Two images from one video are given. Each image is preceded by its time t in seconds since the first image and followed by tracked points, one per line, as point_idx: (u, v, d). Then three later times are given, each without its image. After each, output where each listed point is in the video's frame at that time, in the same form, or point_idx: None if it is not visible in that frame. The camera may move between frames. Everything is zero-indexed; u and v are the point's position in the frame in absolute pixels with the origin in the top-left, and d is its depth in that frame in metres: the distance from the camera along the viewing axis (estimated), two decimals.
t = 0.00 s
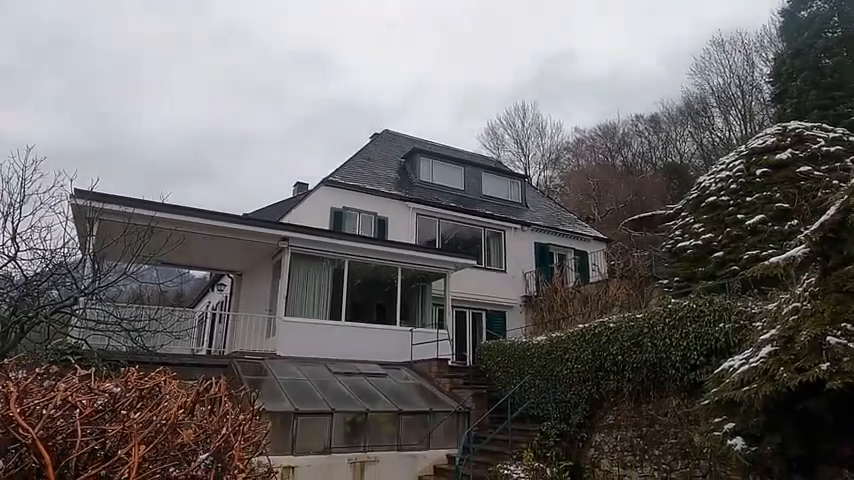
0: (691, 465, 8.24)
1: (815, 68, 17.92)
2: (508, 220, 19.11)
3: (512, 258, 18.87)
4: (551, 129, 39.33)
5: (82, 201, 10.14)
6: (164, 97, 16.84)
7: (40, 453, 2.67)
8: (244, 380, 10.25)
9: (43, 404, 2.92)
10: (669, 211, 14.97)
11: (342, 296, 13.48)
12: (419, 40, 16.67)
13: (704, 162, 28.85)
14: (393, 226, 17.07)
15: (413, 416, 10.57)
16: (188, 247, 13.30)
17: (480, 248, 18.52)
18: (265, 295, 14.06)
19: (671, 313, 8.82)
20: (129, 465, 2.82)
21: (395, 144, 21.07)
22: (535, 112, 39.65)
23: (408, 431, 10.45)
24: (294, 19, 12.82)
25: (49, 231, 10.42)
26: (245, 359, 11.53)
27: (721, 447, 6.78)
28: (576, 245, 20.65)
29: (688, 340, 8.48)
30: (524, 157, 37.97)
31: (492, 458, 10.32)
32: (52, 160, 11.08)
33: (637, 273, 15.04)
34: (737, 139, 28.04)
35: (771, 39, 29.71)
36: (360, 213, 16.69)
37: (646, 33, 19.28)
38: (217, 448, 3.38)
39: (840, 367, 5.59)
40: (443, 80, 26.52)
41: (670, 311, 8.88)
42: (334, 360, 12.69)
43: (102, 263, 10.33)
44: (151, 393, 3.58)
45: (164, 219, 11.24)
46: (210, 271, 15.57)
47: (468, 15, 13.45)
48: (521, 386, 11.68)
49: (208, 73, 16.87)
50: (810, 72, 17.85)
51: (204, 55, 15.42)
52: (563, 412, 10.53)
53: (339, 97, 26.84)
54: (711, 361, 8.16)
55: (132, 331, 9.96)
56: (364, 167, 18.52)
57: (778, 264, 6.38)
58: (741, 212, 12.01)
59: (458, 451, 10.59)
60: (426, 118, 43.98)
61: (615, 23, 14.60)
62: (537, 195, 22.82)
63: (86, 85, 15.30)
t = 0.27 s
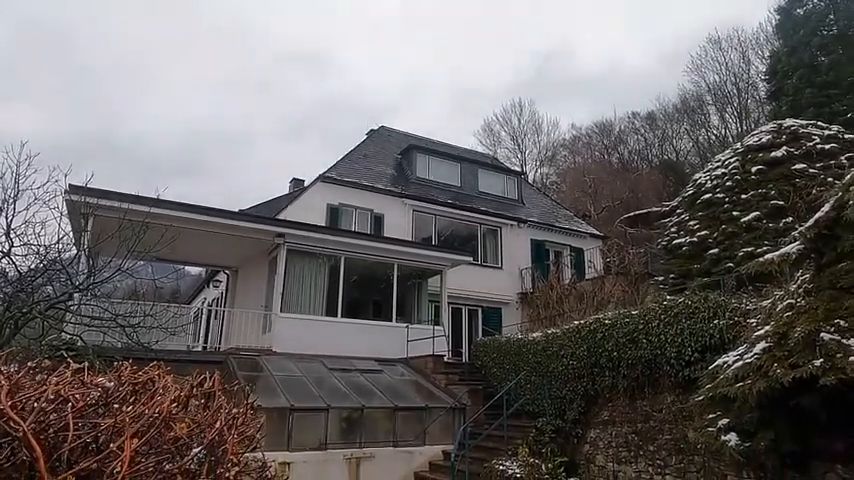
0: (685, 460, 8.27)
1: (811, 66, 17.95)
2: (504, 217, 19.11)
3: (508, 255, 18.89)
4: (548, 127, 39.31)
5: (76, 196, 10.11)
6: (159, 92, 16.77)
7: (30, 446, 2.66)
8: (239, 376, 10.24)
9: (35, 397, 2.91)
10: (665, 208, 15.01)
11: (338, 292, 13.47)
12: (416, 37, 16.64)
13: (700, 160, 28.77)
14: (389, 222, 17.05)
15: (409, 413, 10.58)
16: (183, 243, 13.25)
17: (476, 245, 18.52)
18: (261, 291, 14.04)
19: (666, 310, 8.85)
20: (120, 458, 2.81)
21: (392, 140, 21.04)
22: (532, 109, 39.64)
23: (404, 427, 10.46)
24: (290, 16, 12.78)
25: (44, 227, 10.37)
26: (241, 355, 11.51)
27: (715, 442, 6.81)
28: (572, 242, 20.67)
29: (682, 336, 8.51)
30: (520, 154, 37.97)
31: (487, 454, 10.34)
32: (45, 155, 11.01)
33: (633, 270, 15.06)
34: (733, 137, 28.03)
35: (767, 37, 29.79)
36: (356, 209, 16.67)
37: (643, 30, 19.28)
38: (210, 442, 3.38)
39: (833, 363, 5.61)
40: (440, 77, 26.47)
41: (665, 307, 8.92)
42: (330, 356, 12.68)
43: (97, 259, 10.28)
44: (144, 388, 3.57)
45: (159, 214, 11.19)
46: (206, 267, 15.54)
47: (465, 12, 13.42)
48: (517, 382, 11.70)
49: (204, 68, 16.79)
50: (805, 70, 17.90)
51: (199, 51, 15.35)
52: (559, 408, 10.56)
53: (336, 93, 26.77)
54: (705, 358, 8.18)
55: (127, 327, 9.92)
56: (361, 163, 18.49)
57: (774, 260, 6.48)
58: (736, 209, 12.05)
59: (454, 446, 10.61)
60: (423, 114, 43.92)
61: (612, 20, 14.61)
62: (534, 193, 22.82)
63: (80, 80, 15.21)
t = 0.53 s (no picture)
0: (680, 457, 8.32)
1: (807, 64, 18.00)
2: (500, 214, 19.12)
3: (504, 252, 18.90)
4: (544, 124, 39.32)
5: (71, 192, 10.05)
6: (155, 89, 16.68)
7: (23, 439, 2.64)
8: (236, 372, 10.23)
9: (28, 391, 2.90)
10: (661, 206, 15.05)
11: (334, 289, 13.46)
12: (414, 34, 16.60)
13: (696, 157, 28.82)
14: (385, 219, 17.05)
15: (405, 409, 10.60)
16: (178, 239, 13.21)
17: (473, 242, 18.53)
18: (257, 288, 14.03)
19: (662, 306, 8.88)
20: (115, 454, 2.79)
21: (388, 137, 21.01)
22: (529, 106, 39.64)
23: (400, 423, 10.49)
24: (288, 13, 12.73)
25: (38, 223, 10.32)
26: (237, 352, 11.51)
27: (709, 438, 6.85)
28: (568, 239, 20.69)
29: (678, 333, 8.54)
30: (517, 151, 37.93)
31: (483, 450, 10.37)
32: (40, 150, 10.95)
33: (629, 267, 15.10)
34: (729, 134, 28.12)
35: (763, 35, 29.91)
36: (352, 206, 16.65)
37: (640, 28, 19.29)
38: (205, 436, 3.38)
39: (827, 360, 5.64)
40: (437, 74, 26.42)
41: (660, 304, 8.95)
42: (326, 353, 12.68)
43: (92, 255, 10.24)
44: (138, 383, 3.57)
45: (154, 210, 11.14)
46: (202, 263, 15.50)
47: (463, 9, 13.41)
48: (513, 378, 11.73)
49: (200, 64, 16.71)
50: (801, 69, 17.95)
51: (196, 48, 15.27)
52: (554, 404, 10.59)
53: (333, 89, 26.69)
54: (700, 355, 8.21)
55: (122, 323, 9.89)
56: (357, 160, 18.47)
57: (768, 257, 6.51)
58: (732, 207, 12.09)
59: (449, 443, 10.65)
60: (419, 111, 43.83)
61: (609, 18, 14.60)
62: (530, 190, 22.84)
63: (74, 75, 15.12)
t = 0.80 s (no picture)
0: (672, 451, 8.37)
1: (801, 61, 18.05)
2: (496, 209, 19.12)
3: (499, 248, 18.92)
4: (540, 120, 39.33)
5: (64, 186, 9.97)
6: (150, 85, 16.58)
7: (12, 431, 2.63)
8: (231, 367, 10.23)
9: (18, 384, 2.89)
10: (656, 202, 15.09)
11: (329, 284, 13.44)
12: (410, 31, 16.54)
13: (691, 154, 28.86)
14: (380, 215, 17.02)
15: (400, 404, 10.61)
16: (172, 234, 13.15)
17: (468, 238, 18.54)
18: (252, 283, 13.99)
19: (656, 302, 8.91)
20: (106, 447, 2.79)
21: (384, 132, 20.96)
22: (524, 102, 39.63)
23: (394, 418, 10.50)
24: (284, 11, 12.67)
25: (31, 217, 10.28)
26: (231, 347, 11.49)
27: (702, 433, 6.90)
28: (563, 235, 20.71)
29: (671, 328, 8.57)
30: (513, 147, 37.91)
31: (477, 445, 10.40)
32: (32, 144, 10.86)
33: (623, 263, 15.14)
34: (724, 131, 28.20)
35: (758, 32, 30.02)
36: (347, 201, 16.62)
37: (636, 25, 19.28)
38: (197, 430, 3.38)
39: (819, 355, 5.68)
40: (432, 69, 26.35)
41: (654, 300, 8.98)
42: (320, 348, 12.68)
43: (86, 249, 10.18)
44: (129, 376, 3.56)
45: (148, 205, 11.07)
46: (196, 258, 15.44)
47: (460, 6, 13.38)
48: (507, 374, 11.77)
49: (195, 60, 16.60)
50: (796, 66, 18.00)
51: (191, 46, 15.18)
52: (548, 399, 10.63)
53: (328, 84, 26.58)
54: (694, 350, 8.24)
55: (116, 318, 9.84)
56: (353, 155, 18.42)
57: (761, 253, 6.55)
58: (726, 203, 12.13)
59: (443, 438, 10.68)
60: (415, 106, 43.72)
61: (605, 14, 14.59)
62: (525, 186, 22.85)
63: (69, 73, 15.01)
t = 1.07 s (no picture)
0: (666, 446, 8.42)
1: (796, 58, 18.11)
2: (491, 206, 19.13)
3: (494, 244, 18.93)
4: (535, 116, 39.35)
5: (56, 181, 9.92)
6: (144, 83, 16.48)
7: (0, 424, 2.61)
8: (225, 363, 10.20)
9: (8, 376, 2.88)
10: (650, 198, 15.14)
11: (324, 280, 13.43)
12: (407, 28, 16.51)
13: (685, 151, 28.91)
14: (375, 210, 17.00)
15: (395, 399, 10.63)
16: (166, 229, 13.10)
17: (463, 234, 18.55)
18: (246, 278, 13.96)
19: (650, 298, 8.95)
20: (96, 441, 2.77)
21: (379, 127, 20.92)
22: (520, 99, 39.62)
23: (389, 413, 10.52)
24: (280, 8, 12.62)
25: (23, 212, 10.20)
26: (226, 342, 11.48)
27: (695, 429, 6.95)
28: (558, 232, 20.75)
29: (665, 324, 8.61)
30: (508, 143, 37.89)
31: (472, 440, 10.44)
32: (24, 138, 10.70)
33: (618, 259, 15.19)
34: (719, 129, 28.27)
35: (753, 29, 30.13)
36: (343, 197, 16.60)
37: (631, 22, 19.30)
38: (188, 423, 3.40)
39: (811, 351, 5.71)
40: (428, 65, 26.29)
41: (648, 295, 9.02)
42: (315, 343, 12.67)
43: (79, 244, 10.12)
44: (120, 370, 3.55)
45: (142, 200, 11.02)
46: (191, 253, 15.39)
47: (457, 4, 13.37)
48: (502, 369, 11.80)
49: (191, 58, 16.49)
50: (790, 63, 18.06)
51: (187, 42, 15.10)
52: (542, 395, 10.67)
53: (324, 80, 26.50)
54: (687, 346, 8.28)
55: (110, 314, 9.80)
56: (348, 150, 18.38)
57: (754, 249, 6.62)
58: (720, 200, 12.18)
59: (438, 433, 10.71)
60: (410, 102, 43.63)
61: (600, 11, 14.58)
62: (521, 182, 22.87)
63: (62, 69, 14.90)
